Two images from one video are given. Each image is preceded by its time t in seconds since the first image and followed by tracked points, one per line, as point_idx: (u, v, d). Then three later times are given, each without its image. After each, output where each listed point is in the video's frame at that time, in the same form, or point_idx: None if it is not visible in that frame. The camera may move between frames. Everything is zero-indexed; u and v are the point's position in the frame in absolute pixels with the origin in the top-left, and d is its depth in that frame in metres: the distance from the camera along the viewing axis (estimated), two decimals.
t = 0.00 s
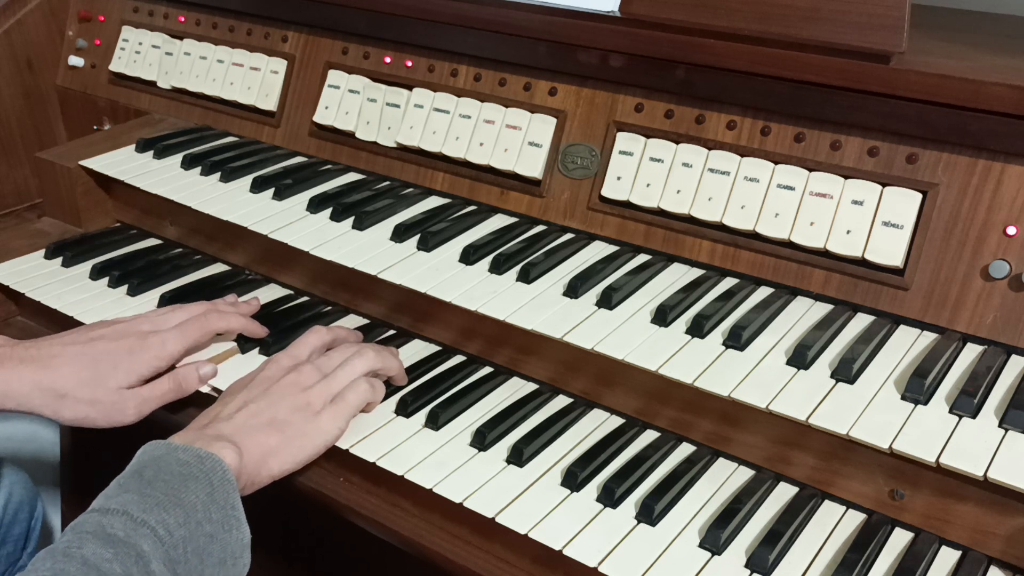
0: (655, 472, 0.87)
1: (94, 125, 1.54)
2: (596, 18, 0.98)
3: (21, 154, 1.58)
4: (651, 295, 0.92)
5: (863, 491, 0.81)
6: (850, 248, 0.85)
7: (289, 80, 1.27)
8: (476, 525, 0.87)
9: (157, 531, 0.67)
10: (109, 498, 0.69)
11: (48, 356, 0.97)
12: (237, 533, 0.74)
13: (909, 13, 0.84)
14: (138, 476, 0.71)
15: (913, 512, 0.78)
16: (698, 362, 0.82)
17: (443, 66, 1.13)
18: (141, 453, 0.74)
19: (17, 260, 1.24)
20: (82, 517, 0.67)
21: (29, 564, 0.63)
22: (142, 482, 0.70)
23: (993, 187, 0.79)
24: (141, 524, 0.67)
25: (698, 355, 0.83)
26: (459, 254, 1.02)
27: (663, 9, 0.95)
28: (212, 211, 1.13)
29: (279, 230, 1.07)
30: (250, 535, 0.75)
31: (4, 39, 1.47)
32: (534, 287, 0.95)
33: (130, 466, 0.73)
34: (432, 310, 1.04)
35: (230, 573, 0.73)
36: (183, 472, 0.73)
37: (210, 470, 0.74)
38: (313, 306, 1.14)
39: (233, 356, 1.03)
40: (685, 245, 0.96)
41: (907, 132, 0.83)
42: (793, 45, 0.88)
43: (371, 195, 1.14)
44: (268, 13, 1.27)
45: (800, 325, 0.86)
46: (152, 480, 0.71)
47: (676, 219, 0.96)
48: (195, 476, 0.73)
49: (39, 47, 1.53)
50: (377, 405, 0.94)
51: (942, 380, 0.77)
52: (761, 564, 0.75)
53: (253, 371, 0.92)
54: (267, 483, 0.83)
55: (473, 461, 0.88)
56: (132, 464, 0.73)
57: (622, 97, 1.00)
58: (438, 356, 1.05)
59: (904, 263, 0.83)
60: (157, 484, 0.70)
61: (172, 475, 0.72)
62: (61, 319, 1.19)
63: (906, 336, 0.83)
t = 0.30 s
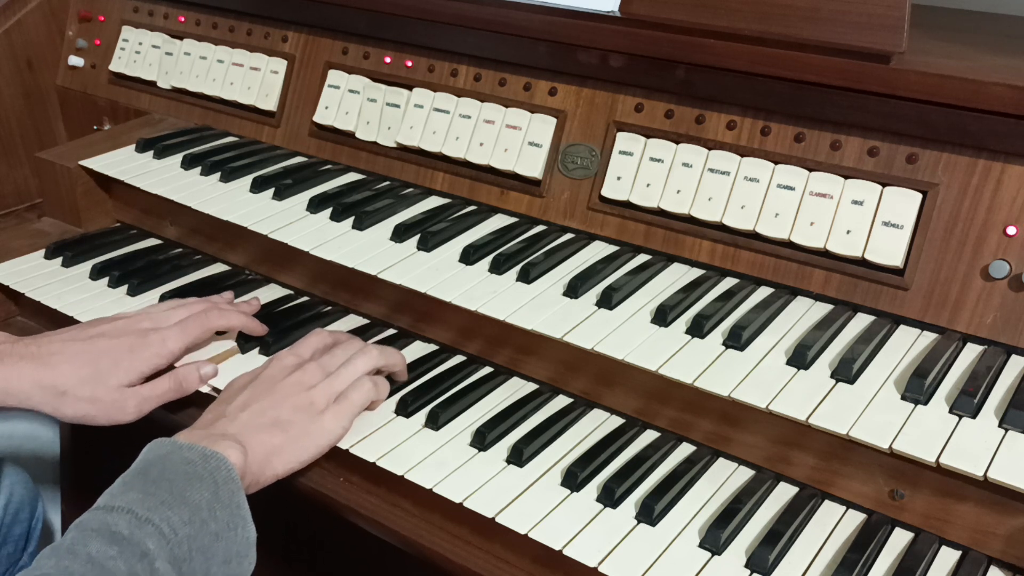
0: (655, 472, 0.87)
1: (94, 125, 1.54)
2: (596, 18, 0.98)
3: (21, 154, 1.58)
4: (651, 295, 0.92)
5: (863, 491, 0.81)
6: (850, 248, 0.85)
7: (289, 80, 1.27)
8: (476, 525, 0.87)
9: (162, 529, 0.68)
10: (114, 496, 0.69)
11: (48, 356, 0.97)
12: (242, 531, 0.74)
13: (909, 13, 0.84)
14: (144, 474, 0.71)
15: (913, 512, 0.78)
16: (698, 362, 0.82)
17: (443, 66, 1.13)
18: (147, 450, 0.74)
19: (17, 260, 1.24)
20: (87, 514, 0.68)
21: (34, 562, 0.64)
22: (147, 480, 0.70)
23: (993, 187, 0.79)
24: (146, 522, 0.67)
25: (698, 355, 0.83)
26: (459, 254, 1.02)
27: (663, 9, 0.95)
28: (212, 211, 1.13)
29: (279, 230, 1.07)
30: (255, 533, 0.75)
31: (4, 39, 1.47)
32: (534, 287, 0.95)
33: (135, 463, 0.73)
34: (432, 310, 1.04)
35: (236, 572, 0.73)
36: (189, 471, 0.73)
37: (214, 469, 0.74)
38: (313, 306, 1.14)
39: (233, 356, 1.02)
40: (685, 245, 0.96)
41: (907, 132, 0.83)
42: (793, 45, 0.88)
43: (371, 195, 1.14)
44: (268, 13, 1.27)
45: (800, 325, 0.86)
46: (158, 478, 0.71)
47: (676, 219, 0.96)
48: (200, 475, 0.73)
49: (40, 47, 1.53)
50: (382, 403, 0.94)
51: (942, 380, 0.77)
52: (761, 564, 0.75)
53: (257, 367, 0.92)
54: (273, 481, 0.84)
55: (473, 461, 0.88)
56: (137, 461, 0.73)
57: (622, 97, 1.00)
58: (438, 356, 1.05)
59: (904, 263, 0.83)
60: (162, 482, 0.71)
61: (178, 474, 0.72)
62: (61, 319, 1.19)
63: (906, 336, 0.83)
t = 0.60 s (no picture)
0: (655, 472, 0.87)
1: (94, 125, 1.54)
2: (596, 18, 0.98)
3: (21, 154, 1.58)
4: (651, 295, 0.92)
5: (863, 491, 0.81)
6: (850, 248, 0.85)
7: (289, 80, 1.27)
8: (476, 525, 0.87)
9: (172, 506, 0.69)
10: (124, 473, 0.70)
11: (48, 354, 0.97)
12: (251, 508, 0.76)
13: (909, 13, 0.84)
14: (154, 451, 0.72)
15: (913, 512, 0.78)
16: (698, 362, 0.82)
17: (443, 66, 1.13)
18: (156, 429, 0.75)
19: (17, 260, 1.24)
20: (99, 489, 0.69)
21: (48, 535, 0.66)
22: (157, 458, 0.72)
23: (993, 187, 0.79)
24: (156, 499, 0.69)
25: (698, 355, 0.83)
26: (459, 254, 1.02)
27: (663, 9, 0.95)
28: (213, 211, 1.13)
29: (279, 230, 1.07)
30: (264, 511, 0.77)
31: (4, 39, 1.47)
32: (534, 287, 0.95)
33: (145, 441, 0.74)
34: (432, 310, 1.04)
35: (245, 548, 0.75)
36: (198, 449, 0.74)
37: (223, 447, 0.75)
38: (313, 306, 1.14)
39: (233, 357, 1.03)
40: (685, 245, 0.96)
41: (907, 132, 0.83)
42: (793, 45, 0.88)
43: (371, 195, 1.14)
44: (268, 13, 1.27)
45: (800, 325, 0.86)
46: (168, 456, 0.72)
47: (677, 219, 0.96)
48: (209, 454, 0.74)
49: (40, 47, 1.53)
50: (388, 387, 0.96)
51: (942, 380, 0.77)
52: (761, 564, 0.75)
53: (262, 351, 0.94)
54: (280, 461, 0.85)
55: (473, 461, 0.88)
56: (147, 439, 0.74)
57: (622, 97, 1.00)
58: (438, 356, 1.04)
59: (904, 263, 0.83)
60: (172, 460, 0.72)
61: (187, 452, 0.73)
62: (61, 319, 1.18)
63: (906, 336, 0.83)
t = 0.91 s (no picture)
0: (655, 472, 0.87)
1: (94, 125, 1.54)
2: (596, 18, 0.98)
3: (21, 154, 1.58)
4: (651, 295, 0.92)
5: (863, 491, 0.81)
6: (850, 248, 0.85)
7: (289, 80, 1.27)
8: (476, 525, 0.87)
9: (182, 485, 0.69)
10: (137, 449, 0.71)
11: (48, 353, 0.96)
12: (260, 492, 0.75)
13: (909, 13, 0.84)
14: (167, 430, 0.73)
15: (913, 512, 0.78)
16: (698, 362, 0.82)
17: (443, 66, 1.13)
18: (171, 408, 0.76)
19: (17, 260, 1.24)
20: (112, 465, 0.70)
21: (62, 506, 0.67)
22: (170, 437, 0.72)
23: (993, 187, 0.79)
24: (167, 477, 0.69)
25: (698, 355, 0.83)
26: (459, 254, 1.02)
27: (663, 9, 0.95)
28: (213, 211, 1.13)
29: (279, 230, 1.07)
30: (273, 495, 0.76)
31: (4, 39, 1.47)
32: (534, 287, 0.95)
33: (159, 420, 0.75)
34: (432, 310, 1.04)
35: (253, 531, 0.75)
36: (210, 431, 0.74)
37: (235, 431, 0.76)
38: (313, 306, 1.14)
39: (233, 357, 1.04)
40: (685, 245, 0.96)
41: (907, 132, 0.83)
42: (793, 45, 0.88)
43: (371, 195, 1.14)
44: (268, 13, 1.27)
45: (800, 325, 0.86)
46: (180, 435, 0.73)
47: (676, 219, 0.96)
48: (220, 436, 0.74)
49: (39, 47, 1.53)
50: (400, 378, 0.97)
51: (942, 380, 0.77)
52: (761, 564, 0.75)
53: (279, 328, 0.95)
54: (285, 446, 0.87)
55: (473, 461, 0.88)
56: (161, 418, 0.75)
57: (622, 97, 1.00)
58: (438, 356, 1.04)
59: (904, 263, 0.83)
60: (184, 440, 0.72)
61: (199, 433, 0.74)
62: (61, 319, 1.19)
63: (906, 336, 0.83)
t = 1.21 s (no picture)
0: (656, 472, 0.87)
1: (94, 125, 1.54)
2: (596, 18, 0.98)
3: (21, 154, 1.58)
4: (651, 295, 0.92)
5: (863, 490, 0.81)
6: (850, 248, 0.85)
7: (289, 80, 1.27)
8: (476, 525, 0.87)
9: (188, 471, 0.70)
10: (145, 433, 0.71)
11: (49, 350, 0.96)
12: (264, 481, 0.76)
13: (909, 13, 0.84)
14: (175, 415, 0.73)
15: (913, 512, 0.78)
16: (698, 362, 0.82)
17: (443, 66, 1.13)
18: (179, 394, 0.76)
19: (17, 260, 1.24)
20: (119, 448, 0.70)
21: (69, 489, 0.67)
22: (178, 422, 0.73)
23: (993, 187, 0.79)
24: (173, 463, 0.69)
25: (698, 355, 0.83)
26: (459, 254, 1.02)
27: (663, 9, 0.95)
28: (212, 211, 1.13)
29: (279, 230, 1.07)
30: (276, 484, 0.77)
31: (4, 39, 1.47)
32: (534, 287, 0.95)
33: (167, 405, 0.75)
34: (432, 310, 1.04)
35: (256, 518, 0.75)
36: (216, 417, 0.75)
37: (241, 419, 0.76)
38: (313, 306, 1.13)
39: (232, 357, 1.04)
40: (685, 245, 0.96)
41: (907, 132, 0.83)
42: (793, 45, 0.88)
43: (371, 195, 1.14)
44: (268, 13, 1.27)
45: (800, 325, 0.86)
46: (187, 421, 0.73)
47: (677, 219, 0.96)
48: (226, 423, 0.75)
49: (40, 47, 1.53)
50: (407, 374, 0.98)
51: (942, 380, 0.77)
52: (761, 564, 0.75)
53: (290, 318, 0.96)
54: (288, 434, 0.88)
55: (473, 461, 0.88)
56: (169, 403, 0.75)
57: (622, 97, 1.00)
58: (438, 356, 1.04)
59: (904, 263, 0.83)
60: (191, 426, 0.73)
61: (206, 419, 0.74)
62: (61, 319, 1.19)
63: (906, 336, 0.83)
